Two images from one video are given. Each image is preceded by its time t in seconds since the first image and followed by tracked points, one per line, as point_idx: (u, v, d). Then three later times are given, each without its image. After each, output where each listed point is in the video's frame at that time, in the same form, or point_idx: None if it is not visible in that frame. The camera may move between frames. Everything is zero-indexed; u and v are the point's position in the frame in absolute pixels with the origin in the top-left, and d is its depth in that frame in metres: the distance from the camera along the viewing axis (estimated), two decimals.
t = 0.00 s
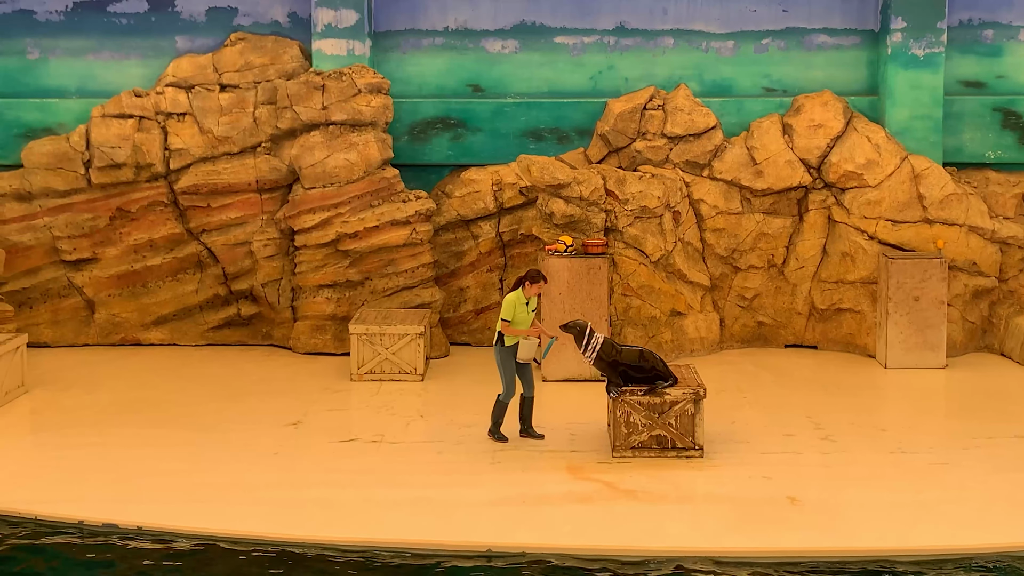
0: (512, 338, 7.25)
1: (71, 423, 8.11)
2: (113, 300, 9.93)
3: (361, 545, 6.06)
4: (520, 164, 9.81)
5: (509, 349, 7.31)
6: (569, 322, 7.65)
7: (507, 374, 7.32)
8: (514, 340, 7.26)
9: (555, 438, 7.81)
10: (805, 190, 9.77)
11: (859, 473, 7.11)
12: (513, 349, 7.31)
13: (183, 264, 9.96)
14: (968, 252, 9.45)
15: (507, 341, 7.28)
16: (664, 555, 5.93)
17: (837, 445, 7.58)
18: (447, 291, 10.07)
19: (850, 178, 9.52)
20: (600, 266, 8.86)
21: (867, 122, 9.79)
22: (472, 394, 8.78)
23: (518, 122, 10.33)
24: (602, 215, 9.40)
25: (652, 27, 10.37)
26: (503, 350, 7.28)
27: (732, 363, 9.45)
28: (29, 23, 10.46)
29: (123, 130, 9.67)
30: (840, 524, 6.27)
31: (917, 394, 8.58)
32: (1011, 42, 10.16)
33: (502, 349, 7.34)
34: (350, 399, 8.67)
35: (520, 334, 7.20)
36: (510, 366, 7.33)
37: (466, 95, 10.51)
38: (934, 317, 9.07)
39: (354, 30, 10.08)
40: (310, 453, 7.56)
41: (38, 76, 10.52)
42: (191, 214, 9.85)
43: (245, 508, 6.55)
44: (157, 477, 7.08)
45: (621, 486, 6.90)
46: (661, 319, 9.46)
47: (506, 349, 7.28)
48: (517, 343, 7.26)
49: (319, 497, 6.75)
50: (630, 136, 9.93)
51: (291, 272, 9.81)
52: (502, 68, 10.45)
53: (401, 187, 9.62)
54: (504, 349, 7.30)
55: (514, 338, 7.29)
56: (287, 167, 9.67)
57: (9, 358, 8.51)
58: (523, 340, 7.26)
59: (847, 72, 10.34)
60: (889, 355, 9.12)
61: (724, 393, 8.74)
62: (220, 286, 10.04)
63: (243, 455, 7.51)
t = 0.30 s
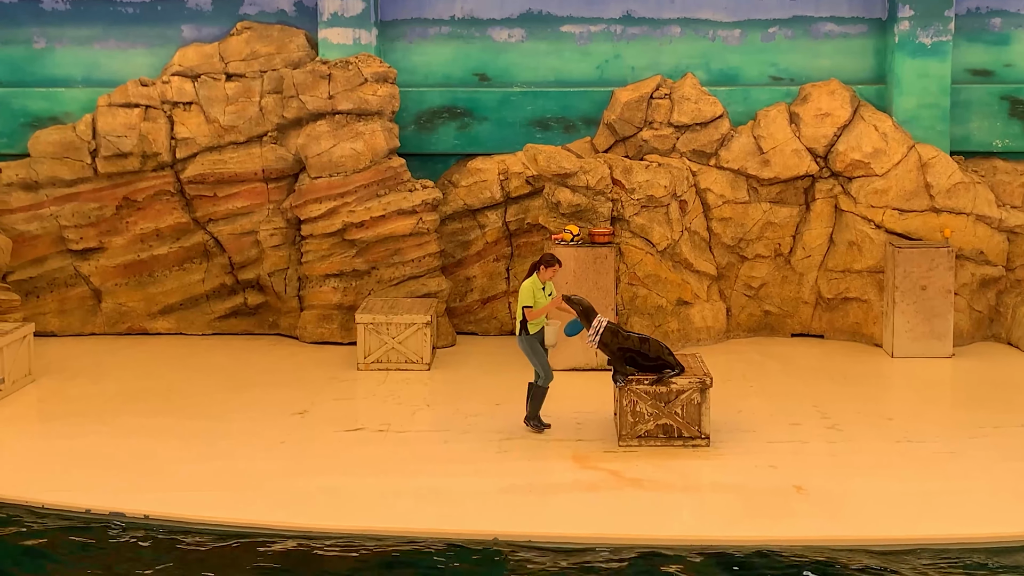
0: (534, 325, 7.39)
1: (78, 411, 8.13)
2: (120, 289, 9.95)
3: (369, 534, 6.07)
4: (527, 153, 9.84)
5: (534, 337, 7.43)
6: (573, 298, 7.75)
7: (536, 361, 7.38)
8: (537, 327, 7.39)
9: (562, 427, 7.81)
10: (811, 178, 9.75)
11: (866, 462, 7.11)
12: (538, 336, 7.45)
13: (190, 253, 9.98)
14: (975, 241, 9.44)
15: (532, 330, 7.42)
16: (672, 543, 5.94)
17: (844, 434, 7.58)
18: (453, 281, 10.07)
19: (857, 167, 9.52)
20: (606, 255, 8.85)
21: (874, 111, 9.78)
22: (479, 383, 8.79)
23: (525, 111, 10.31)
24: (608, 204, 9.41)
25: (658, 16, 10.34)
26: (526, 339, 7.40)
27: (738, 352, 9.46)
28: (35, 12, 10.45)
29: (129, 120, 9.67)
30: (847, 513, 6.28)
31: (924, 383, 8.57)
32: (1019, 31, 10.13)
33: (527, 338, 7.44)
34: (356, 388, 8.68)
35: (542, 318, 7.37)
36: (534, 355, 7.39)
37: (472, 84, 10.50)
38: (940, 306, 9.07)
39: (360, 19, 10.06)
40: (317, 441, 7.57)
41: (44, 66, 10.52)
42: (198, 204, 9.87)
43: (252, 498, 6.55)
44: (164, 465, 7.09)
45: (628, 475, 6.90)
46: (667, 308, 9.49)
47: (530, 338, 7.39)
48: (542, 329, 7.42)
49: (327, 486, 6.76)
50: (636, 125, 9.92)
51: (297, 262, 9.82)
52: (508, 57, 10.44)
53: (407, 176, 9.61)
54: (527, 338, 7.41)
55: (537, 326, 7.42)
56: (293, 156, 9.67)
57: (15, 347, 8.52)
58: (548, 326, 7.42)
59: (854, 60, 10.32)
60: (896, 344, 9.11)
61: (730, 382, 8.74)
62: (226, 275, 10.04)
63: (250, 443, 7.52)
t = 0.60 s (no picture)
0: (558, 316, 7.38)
1: (88, 398, 8.16)
2: (129, 277, 9.97)
3: (378, 521, 6.09)
4: (535, 141, 9.78)
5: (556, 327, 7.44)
6: (582, 288, 7.70)
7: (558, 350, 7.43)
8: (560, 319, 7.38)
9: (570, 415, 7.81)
10: (821, 167, 9.71)
11: (874, 451, 7.10)
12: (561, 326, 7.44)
13: (199, 241, 9.99)
14: (985, 230, 9.41)
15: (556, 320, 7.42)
16: (679, 532, 5.94)
17: (852, 423, 7.56)
18: (462, 269, 10.07)
19: (867, 155, 9.49)
20: (615, 244, 8.83)
21: (884, 99, 9.72)
22: (488, 371, 8.80)
23: (534, 99, 10.30)
24: (617, 192, 9.37)
25: (667, 4, 10.30)
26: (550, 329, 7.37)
27: (747, 341, 9.45)
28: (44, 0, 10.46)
29: (138, 107, 9.69)
30: (856, 502, 6.27)
31: (933, 372, 8.56)
32: None
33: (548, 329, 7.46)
34: (365, 376, 8.69)
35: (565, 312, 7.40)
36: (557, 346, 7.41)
37: (481, 73, 10.49)
38: (950, 295, 9.04)
39: (369, 7, 10.03)
40: (326, 428, 7.59)
41: (54, 54, 10.54)
42: (207, 191, 9.87)
43: (260, 485, 6.57)
44: (173, 452, 7.12)
45: (635, 463, 6.90)
46: (676, 297, 9.48)
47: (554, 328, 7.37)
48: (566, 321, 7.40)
49: (335, 473, 6.78)
50: (645, 114, 9.90)
51: (306, 250, 9.84)
52: (517, 46, 10.43)
53: (415, 164, 9.61)
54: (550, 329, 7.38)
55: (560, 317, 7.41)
56: (302, 144, 9.68)
57: (26, 335, 8.55)
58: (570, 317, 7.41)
59: (865, 49, 10.27)
60: (905, 334, 9.09)
61: (738, 371, 8.74)
62: (235, 263, 10.05)
63: (259, 431, 7.55)
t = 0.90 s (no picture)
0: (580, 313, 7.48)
1: (94, 392, 8.18)
2: (135, 271, 9.99)
3: (385, 513, 6.09)
4: (541, 135, 9.84)
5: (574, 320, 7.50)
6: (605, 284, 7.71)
7: (574, 343, 7.48)
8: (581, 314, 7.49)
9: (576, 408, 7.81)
10: (827, 161, 9.71)
11: (881, 444, 7.10)
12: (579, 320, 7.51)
13: (205, 235, 10.01)
14: (991, 224, 9.41)
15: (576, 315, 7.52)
16: (686, 525, 5.95)
17: (859, 416, 7.56)
18: (467, 263, 10.07)
19: (873, 149, 9.47)
20: (621, 237, 8.83)
21: (890, 93, 9.69)
22: (494, 365, 8.80)
23: (539, 93, 10.29)
24: (622, 185, 9.45)
25: None
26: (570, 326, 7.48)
27: (753, 334, 9.44)
28: None
29: (144, 101, 9.69)
30: (862, 495, 6.27)
31: (938, 366, 8.55)
32: None
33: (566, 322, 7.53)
34: (371, 370, 8.70)
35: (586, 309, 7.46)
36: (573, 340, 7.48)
37: (486, 66, 10.49)
38: (956, 289, 9.05)
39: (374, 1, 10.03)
40: (333, 422, 7.59)
41: (60, 48, 10.55)
42: (212, 185, 9.86)
43: (267, 478, 6.57)
44: (180, 446, 7.12)
45: (641, 457, 6.91)
46: (681, 291, 9.48)
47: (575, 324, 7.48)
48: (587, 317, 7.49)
49: (342, 466, 6.79)
50: (651, 107, 9.90)
51: (312, 243, 9.85)
52: (522, 40, 10.43)
53: (421, 158, 9.61)
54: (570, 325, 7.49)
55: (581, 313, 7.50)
56: (308, 138, 9.69)
57: (32, 328, 8.56)
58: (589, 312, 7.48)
59: (871, 42, 10.26)
60: (911, 328, 9.09)
61: (744, 364, 8.74)
62: (241, 256, 10.06)
63: (265, 424, 7.56)
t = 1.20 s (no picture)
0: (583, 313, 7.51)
1: (96, 392, 8.18)
2: (137, 271, 9.99)
3: (388, 513, 6.11)
4: (542, 135, 9.85)
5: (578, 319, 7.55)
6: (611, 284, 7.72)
7: (577, 341, 7.53)
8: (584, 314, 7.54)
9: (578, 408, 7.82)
10: (828, 160, 9.72)
11: (883, 443, 7.11)
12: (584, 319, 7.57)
13: (206, 235, 10.01)
14: (992, 222, 9.43)
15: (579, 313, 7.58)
16: (689, 525, 5.96)
17: (860, 415, 7.58)
18: (469, 263, 10.08)
19: (874, 148, 9.48)
20: (622, 237, 8.85)
21: (891, 92, 9.70)
22: (496, 364, 8.82)
23: (540, 93, 10.30)
24: (624, 185, 9.46)
25: None
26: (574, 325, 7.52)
27: (755, 334, 9.45)
28: None
29: (145, 102, 9.71)
30: (864, 494, 6.29)
31: (939, 364, 8.57)
32: None
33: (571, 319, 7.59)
34: (373, 370, 8.71)
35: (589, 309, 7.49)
36: (578, 340, 7.53)
37: (487, 66, 10.50)
38: (957, 287, 9.06)
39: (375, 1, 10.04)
40: (335, 422, 7.59)
41: (61, 48, 10.56)
42: (213, 185, 9.87)
43: (270, 478, 6.58)
44: (183, 446, 7.13)
45: (643, 456, 6.92)
46: (683, 290, 9.46)
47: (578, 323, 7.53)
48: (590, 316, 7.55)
49: (344, 466, 6.80)
50: (652, 107, 9.91)
51: (313, 244, 9.86)
52: (523, 39, 10.44)
53: (422, 158, 9.62)
54: (573, 324, 7.54)
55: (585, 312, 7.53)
56: (309, 138, 9.70)
57: (33, 329, 8.57)
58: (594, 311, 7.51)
59: (871, 41, 10.27)
60: (912, 327, 9.11)
61: (746, 363, 8.75)
62: (243, 257, 10.07)
63: (268, 424, 7.56)
